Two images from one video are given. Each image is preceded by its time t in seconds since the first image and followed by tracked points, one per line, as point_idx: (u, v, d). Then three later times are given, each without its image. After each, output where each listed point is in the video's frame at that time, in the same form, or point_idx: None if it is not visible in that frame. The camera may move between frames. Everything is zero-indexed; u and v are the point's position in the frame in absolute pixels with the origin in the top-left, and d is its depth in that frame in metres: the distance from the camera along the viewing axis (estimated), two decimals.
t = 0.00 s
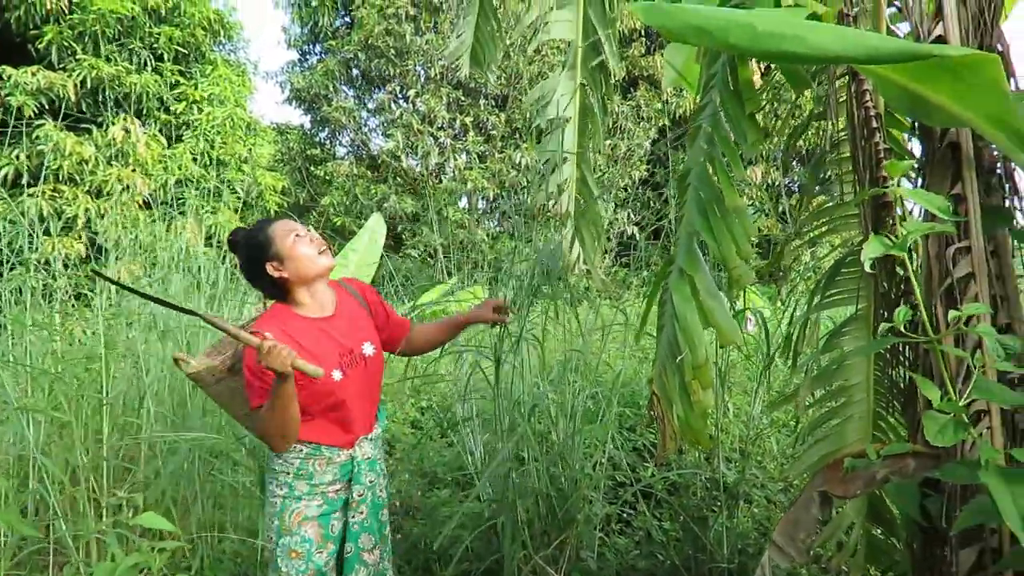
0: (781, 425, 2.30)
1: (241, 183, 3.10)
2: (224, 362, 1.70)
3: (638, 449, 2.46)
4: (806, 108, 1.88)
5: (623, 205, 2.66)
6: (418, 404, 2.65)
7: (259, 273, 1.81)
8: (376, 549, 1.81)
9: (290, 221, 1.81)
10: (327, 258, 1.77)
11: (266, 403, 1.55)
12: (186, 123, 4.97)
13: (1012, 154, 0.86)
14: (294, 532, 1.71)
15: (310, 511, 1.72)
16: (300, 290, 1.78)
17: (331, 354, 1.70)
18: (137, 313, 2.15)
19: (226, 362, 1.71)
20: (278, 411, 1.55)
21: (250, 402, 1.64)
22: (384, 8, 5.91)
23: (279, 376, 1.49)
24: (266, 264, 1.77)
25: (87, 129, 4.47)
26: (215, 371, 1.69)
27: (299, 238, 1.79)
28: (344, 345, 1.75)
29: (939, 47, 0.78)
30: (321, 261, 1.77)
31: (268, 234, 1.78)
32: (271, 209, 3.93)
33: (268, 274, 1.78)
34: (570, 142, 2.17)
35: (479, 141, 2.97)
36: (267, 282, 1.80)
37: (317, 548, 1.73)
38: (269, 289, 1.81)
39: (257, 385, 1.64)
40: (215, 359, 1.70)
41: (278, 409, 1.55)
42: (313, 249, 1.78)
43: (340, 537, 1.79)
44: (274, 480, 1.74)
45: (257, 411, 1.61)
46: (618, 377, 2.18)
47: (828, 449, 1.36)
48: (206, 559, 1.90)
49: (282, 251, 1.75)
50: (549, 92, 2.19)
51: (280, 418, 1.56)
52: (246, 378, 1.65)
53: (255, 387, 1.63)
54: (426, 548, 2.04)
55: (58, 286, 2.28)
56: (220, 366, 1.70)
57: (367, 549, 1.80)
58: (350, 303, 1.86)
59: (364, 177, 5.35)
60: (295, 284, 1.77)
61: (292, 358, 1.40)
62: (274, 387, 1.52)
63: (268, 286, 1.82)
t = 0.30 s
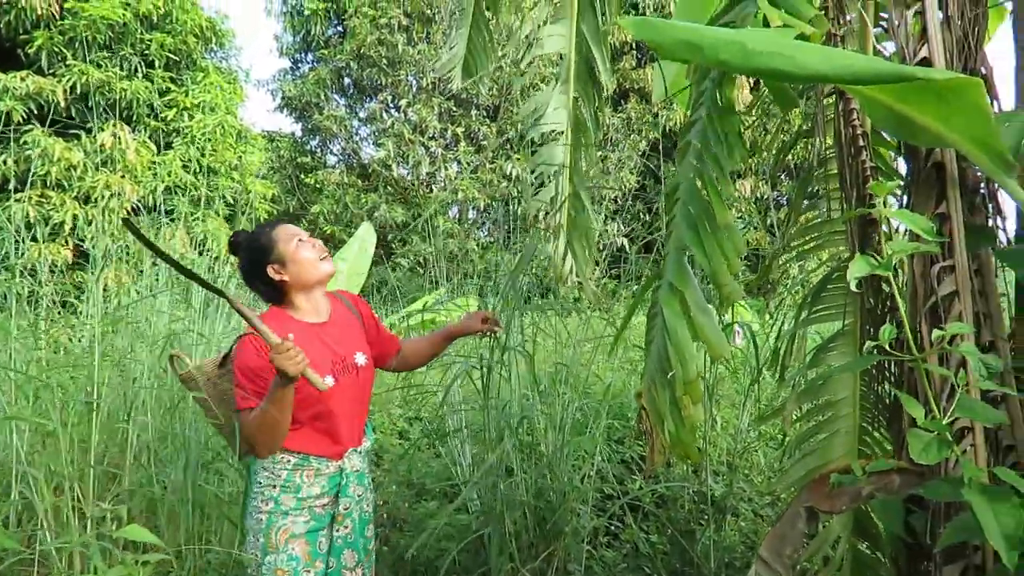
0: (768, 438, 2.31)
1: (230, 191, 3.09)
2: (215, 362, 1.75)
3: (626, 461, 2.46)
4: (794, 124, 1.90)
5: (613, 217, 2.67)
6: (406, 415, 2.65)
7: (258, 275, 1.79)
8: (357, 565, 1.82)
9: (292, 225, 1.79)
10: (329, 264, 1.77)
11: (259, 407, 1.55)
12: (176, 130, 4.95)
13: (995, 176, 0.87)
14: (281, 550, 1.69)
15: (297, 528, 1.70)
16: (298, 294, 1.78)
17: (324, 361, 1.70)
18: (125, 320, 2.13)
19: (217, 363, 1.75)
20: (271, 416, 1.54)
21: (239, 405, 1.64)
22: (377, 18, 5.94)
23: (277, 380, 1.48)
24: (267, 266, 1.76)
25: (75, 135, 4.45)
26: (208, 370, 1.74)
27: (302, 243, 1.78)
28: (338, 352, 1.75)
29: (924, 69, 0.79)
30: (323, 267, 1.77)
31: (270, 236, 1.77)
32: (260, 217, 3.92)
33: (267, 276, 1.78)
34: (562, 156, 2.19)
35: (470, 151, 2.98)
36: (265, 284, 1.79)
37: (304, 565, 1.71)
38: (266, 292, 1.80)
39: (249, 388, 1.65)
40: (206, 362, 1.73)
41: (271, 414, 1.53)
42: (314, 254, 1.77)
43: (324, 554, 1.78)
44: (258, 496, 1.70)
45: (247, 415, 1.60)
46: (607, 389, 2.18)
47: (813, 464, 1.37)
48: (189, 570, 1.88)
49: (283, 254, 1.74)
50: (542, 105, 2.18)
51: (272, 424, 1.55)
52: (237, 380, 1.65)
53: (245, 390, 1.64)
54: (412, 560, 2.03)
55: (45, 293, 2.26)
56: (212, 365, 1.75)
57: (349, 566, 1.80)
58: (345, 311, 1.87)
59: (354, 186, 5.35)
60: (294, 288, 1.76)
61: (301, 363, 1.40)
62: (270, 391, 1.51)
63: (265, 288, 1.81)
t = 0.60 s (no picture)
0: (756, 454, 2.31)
1: (220, 199, 3.08)
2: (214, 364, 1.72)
3: (614, 476, 2.46)
4: (783, 141, 1.91)
5: (604, 231, 2.69)
6: (394, 427, 2.64)
7: (266, 279, 1.79)
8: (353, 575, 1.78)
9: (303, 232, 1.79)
10: (338, 274, 1.78)
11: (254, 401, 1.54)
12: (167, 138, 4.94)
13: (977, 201, 0.89)
14: (274, 563, 1.65)
15: (291, 540, 1.67)
16: (304, 301, 1.78)
17: (321, 365, 1.70)
18: (113, 328, 2.12)
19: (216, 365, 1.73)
20: (265, 411, 1.53)
21: (233, 400, 1.63)
22: (371, 30, 5.97)
23: (275, 373, 1.48)
24: (277, 271, 1.76)
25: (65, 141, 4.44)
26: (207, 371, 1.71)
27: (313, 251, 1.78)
28: (335, 360, 1.74)
29: (908, 92, 0.81)
30: (332, 276, 1.78)
31: (282, 241, 1.77)
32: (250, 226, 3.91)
33: (275, 280, 1.78)
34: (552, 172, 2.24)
35: (462, 163, 2.99)
36: (272, 288, 1.80)
37: None
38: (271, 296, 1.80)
39: (246, 382, 1.64)
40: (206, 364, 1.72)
41: (265, 409, 1.53)
42: (324, 263, 1.78)
43: (318, 565, 1.74)
44: (251, 509, 1.68)
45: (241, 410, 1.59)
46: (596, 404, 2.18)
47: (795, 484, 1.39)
48: None
49: (293, 260, 1.75)
50: (533, 122, 2.22)
51: (265, 420, 1.54)
52: (235, 374, 1.65)
53: (239, 383, 1.63)
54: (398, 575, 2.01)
55: (32, 301, 2.25)
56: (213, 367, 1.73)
57: None
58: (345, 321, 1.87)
59: (345, 197, 5.35)
60: (301, 294, 1.77)
61: (301, 355, 1.43)
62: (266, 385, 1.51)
63: (272, 292, 1.81)
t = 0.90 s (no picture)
0: (744, 473, 2.31)
1: (210, 214, 3.08)
2: (216, 377, 1.72)
3: (602, 496, 2.45)
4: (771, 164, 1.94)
5: (593, 250, 2.69)
6: (382, 444, 2.62)
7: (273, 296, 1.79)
8: None
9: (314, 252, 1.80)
10: (344, 294, 1.77)
11: (256, 406, 1.52)
12: (157, 152, 4.93)
13: (959, 230, 0.90)
14: None
15: (282, 557, 1.65)
16: (309, 319, 1.78)
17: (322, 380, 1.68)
18: (99, 344, 2.11)
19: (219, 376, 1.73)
20: (263, 419, 1.51)
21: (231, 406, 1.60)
22: (363, 47, 5.99)
23: (279, 381, 1.48)
24: (285, 288, 1.76)
25: (54, 154, 4.42)
26: (209, 383, 1.71)
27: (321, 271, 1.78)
28: (333, 377, 1.74)
29: (891, 123, 0.82)
30: (338, 296, 1.78)
31: (292, 259, 1.78)
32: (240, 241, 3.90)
33: (282, 297, 1.77)
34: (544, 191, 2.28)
35: (453, 181, 3.00)
36: (279, 305, 1.79)
37: None
38: (278, 312, 1.80)
39: (247, 389, 1.61)
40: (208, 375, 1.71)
41: (264, 416, 1.52)
42: (331, 283, 1.77)
43: None
44: (241, 526, 1.65)
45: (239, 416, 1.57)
46: (585, 422, 2.18)
47: (780, 507, 1.40)
48: None
49: (301, 277, 1.75)
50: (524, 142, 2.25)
51: (262, 428, 1.52)
52: (235, 381, 1.62)
53: (240, 389, 1.60)
54: None
55: (17, 316, 2.23)
56: (216, 378, 1.72)
57: None
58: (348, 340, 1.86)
59: (335, 212, 5.34)
60: (307, 311, 1.76)
61: (308, 365, 1.41)
62: (268, 392, 1.50)
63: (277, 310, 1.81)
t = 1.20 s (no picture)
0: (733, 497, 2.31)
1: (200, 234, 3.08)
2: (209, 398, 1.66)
3: (592, 519, 2.43)
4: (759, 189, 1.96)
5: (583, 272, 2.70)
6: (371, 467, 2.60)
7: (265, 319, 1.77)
8: None
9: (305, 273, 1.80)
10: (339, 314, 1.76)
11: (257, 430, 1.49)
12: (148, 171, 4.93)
13: (945, 258, 0.91)
14: None
15: None
16: (303, 341, 1.76)
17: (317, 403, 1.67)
18: (84, 366, 2.09)
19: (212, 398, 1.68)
20: (263, 442, 1.50)
21: (228, 431, 1.56)
22: (356, 68, 6.04)
23: (280, 403, 1.46)
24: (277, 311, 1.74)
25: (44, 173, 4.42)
26: (201, 406, 1.65)
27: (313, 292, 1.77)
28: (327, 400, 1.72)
29: (878, 153, 0.83)
30: (331, 315, 1.76)
31: (285, 282, 1.77)
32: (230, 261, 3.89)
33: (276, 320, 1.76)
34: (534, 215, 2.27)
35: (444, 202, 3.02)
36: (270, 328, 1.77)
37: None
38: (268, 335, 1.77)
39: (244, 413, 1.57)
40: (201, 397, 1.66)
41: (264, 440, 1.50)
42: (324, 303, 1.76)
43: None
44: (232, 550, 1.61)
45: (237, 441, 1.53)
46: (574, 445, 2.18)
47: (772, 531, 1.36)
48: None
49: (295, 299, 1.74)
50: (514, 165, 2.23)
51: (262, 451, 1.51)
52: (232, 405, 1.57)
53: (238, 414, 1.56)
54: None
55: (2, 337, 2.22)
56: (208, 401, 1.66)
57: None
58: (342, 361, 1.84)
59: (326, 231, 5.34)
60: (300, 333, 1.74)
61: (313, 394, 1.43)
62: (269, 416, 1.48)
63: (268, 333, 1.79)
